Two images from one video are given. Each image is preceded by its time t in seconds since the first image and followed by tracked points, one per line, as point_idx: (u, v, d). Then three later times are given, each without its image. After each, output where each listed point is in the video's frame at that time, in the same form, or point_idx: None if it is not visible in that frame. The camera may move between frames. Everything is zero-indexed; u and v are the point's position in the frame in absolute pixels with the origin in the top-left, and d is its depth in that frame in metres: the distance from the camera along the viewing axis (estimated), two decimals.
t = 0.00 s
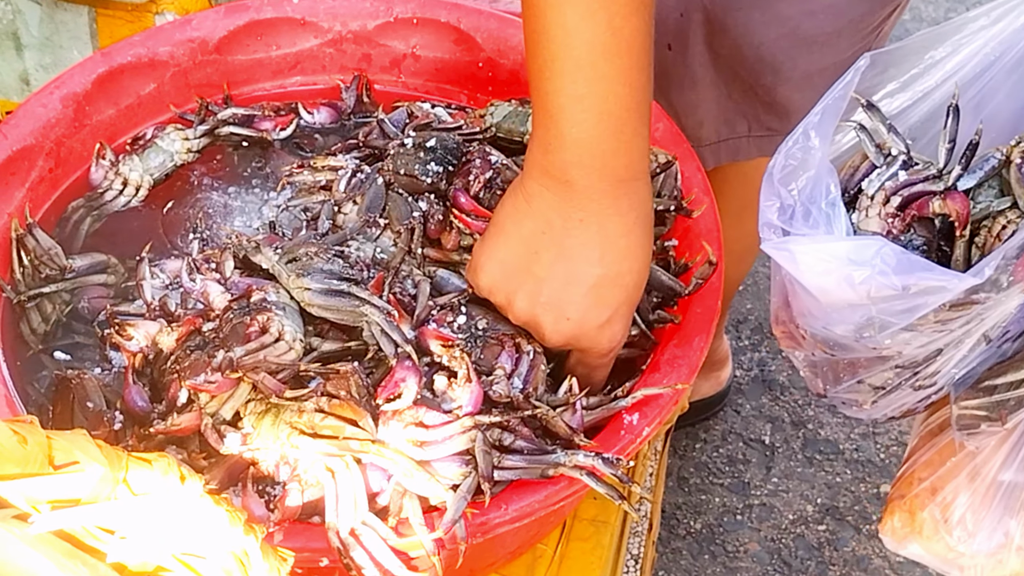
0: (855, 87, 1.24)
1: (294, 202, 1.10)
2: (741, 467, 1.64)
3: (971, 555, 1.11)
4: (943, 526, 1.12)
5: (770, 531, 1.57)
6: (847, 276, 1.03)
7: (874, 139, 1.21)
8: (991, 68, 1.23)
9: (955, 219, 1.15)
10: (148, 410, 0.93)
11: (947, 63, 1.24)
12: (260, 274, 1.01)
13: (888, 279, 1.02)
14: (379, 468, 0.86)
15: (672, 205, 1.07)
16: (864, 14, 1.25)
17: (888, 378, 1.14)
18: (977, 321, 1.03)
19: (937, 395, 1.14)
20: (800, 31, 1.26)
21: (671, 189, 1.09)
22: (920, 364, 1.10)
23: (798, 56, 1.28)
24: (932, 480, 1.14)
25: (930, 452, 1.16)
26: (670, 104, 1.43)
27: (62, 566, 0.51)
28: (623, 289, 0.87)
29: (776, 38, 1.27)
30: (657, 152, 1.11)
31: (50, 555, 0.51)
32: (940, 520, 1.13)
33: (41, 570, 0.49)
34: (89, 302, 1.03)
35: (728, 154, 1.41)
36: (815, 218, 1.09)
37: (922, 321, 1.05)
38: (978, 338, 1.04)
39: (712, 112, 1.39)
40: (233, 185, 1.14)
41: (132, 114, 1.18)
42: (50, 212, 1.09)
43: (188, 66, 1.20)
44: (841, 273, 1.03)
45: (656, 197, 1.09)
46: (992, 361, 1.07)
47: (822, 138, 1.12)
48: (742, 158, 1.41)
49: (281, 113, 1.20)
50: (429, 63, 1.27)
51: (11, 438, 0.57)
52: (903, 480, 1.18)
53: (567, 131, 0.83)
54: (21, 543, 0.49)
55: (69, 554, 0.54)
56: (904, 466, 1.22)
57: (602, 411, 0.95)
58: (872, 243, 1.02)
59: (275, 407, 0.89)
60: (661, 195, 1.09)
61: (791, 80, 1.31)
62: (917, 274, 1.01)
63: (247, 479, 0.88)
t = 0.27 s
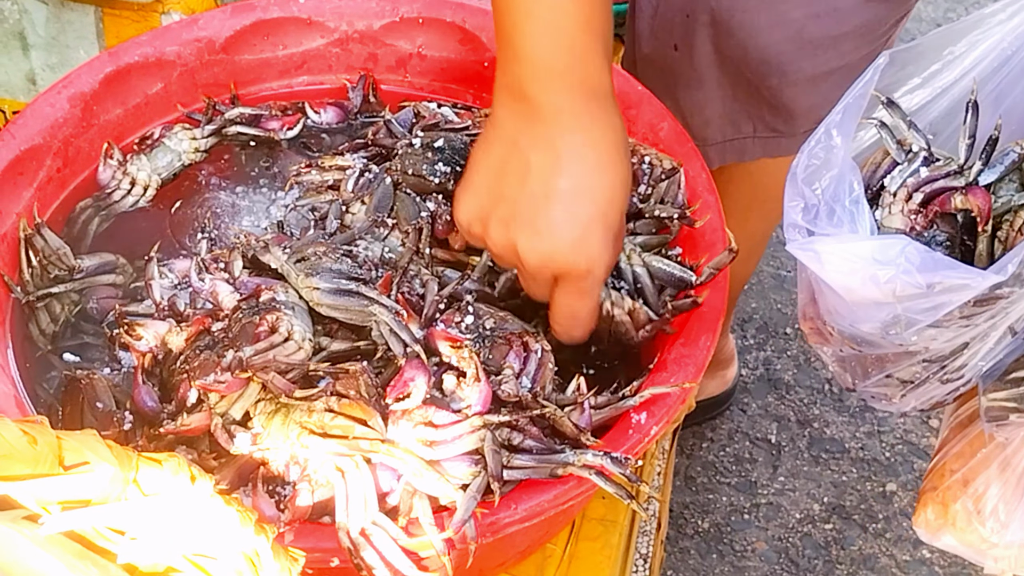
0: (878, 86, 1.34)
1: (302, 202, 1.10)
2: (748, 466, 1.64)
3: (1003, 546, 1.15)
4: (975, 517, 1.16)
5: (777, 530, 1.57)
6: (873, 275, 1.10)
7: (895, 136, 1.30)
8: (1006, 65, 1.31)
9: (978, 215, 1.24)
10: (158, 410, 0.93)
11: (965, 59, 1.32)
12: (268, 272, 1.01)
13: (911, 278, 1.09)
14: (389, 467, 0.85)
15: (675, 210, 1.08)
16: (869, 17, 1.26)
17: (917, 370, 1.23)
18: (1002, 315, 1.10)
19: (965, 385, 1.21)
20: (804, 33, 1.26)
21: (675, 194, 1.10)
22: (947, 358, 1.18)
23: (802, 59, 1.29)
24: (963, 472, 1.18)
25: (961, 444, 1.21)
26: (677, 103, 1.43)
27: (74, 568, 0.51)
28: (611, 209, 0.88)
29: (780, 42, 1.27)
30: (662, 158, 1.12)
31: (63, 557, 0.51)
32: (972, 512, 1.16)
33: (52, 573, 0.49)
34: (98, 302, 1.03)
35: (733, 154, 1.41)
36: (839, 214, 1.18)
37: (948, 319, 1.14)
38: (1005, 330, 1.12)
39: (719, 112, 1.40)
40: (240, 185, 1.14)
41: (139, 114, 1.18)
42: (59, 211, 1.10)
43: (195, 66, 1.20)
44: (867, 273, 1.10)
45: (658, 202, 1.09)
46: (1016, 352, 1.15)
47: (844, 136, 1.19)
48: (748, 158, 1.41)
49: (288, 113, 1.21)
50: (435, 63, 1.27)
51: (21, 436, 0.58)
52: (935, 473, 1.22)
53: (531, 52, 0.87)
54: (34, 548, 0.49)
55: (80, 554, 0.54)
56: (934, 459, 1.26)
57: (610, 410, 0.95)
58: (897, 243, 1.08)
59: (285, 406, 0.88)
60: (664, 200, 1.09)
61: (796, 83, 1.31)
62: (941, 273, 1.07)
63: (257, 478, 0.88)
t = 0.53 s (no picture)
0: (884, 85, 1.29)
1: (308, 201, 1.10)
2: (754, 465, 1.65)
3: (1008, 547, 1.07)
4: (981, 519, 1.08)
5: (784, 529, 1.58)
6: (875, 274, 1.09)
7: (903, 135, 1.24)
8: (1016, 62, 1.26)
9: (983, 214, 1.20)
10: (166, 410, 0.93)
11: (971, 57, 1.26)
12: (276, 271, 1.01)
13: (914, 277, 1.07)
14: (397, 466, 0.85)
15: (680, 211, 1.08)
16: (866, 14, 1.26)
17: (924, 374, 1.20)
18: (1007, 314, 1.09)
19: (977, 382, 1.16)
20: (801, 26, 1.26)
21: (679, 194, 1.10)
22: (953, 359, 1.15)
23: (799, 52, 1.29)
24: (972, 474, 1.11)
25: (970, 446, 1.15)
26: (674, 89, 1.41)
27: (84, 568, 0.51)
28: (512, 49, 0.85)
29: (777, 33, 1.27)
30: (667, 157, 1.12)
31: (72, 558, 0.51)
32: (978, 514, 1.09)
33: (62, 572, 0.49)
34: (105, 302, 1.03)
35: (731, 145, 1.41)
36: (848, 212, 1.14)
37: (952, 317, 1.11)
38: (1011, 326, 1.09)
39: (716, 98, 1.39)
40: (247, 184, 1.14)
41: (145, 112, 1.18)
42: (65, 211, 1.10)
43: (201, 65, 1.20)
44: (869, 272, 1.09)
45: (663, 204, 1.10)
46: None
47: (851, 136, 1.16)
48: (745, 151, 1.40)
49: (294, 111, 1.21)
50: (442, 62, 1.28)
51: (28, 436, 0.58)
52: (945, 475, 1.16)
53: None
54: (42, 546, 0.50)
55: (90, 553, 0.54)
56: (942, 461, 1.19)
57: (617, 408, 0.95)
58: (899, 241, 1.06)
59: (293, 405, 0.89)
60: (669, 201, 1.10)
61: (792, 75, 1.31)
62: (943, 271, 1.06)
63: (266, 477, 0.88)
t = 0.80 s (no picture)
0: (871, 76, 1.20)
1: (314, 199, 1.10)
2: (760, 464, 1.64)
3: (994, 549, 1.00)
4: (965, 518, 1.02)
5: (790, 527, 1.57)
6: (850, 262, 1.01)
7: (891, 129, 1.15)
8: (1006, 61, 1.17)
9: (966, 210, 1.11)
10: (172, 408, 0.93)
11: (963, 55, 1.18)
12: (282, 269, 1.01)
13: (890, 267, 0.99)
14: (403, 463, 0.85)
15: (685, 209, 1.08)
16: (870, 7, 1.26)
17: (907, 367, 1.10)
18: (989, 310, 0.99)
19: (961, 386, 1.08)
20: (804, 15, 1.26)
21: (685, 192, 1.10)
22: (937, 354, 1.06)
23: (801, 43, 1.29)
24: (957, 473, 1.04)
25: (957, 446, 1.07)
26: (680, 77, 1.40)
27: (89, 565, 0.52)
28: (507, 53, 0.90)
29: (780, 21, 1.27)
30: (672, 155, 1.11)
31: (75, 553, 0.51)
32: (963, 512, 1.02)
33: (65, 572, 0.49)
34: (110, 299, 1.03)
35: (737, 137, 1.41)
36: (829, 206, 1.05)
37: (931, 309, 1.02)
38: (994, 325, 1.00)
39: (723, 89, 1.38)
40: (252, 182, 1.14)
41: (149, 110, 1.18)
42: (69, 209, 1.10)
43: (206, 63, 1.21)
44: (844, 261, 1.01)
45: (669, 202, 1.10)
46: (1012, 353, 1.04)
47: (839, 128, 1.08)
48: (751, 143, 1.41)
49: (299, 109, 1.21)
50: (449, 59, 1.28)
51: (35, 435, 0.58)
52: (930, 472, 1.08)
53: None
54: (45, 545, 0.50)
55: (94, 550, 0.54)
56: (933, 459, 1.12)
57: (622, 406, 0.95)
58: (876, 229, 0.99)
59: (298, 402, 0.88)
60: (674, 199, 1.09)
61: (796, 67, 1.32)
62: (920, 262, 0.98)
63: (271, 475, 0.87)
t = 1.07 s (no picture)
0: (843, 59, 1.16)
1: (318, 197, 1.10)
2: (764, 462, 1.64)
3: (951, 538, 1.03)
4: (923, 507, 1.04)
5: (794, 525, 1.57)
6: (809, 240, 0.99)
7: (861, 113, 1.13)
8: (980, 47, 1.16)
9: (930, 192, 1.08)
10: (177, 404, 0.93)
11: (935, 40, 1.16)
12: (286, 266, 1.01)
13: (849, 245, 0.98)
14: (408, 460, 0.84)
15: (690, 206, 1.07)
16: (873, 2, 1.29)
17: (866, 351, 1.07)
18: (950, 296, 0.97)
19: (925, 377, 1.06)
20: (806, 10, 1.29)
21: (690, 189, 1.10)
22: (898, 340, 1.03)
23: (805, 39, 1.31)
24: (917, 462, 1.06)
25: (920, 434, 1.08)
26: (684, 74, 1.39)
27: (97, 560, 0.52)
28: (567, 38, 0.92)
29: (783, 16, 1.29)
30: (678, 153, 1.11)
31: (82, 547, 0.51)
32: (921, 501, 1.05)
33: (71, 568, 0.49)
34: (114, 296, 1.03)
35: (741, 132, 1.41)
36: (794, 185, 1.04)
37: (891, 292, 0.99)
38: (955, 312, 0.98)
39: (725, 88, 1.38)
40: (256, 180, 1.14)
41: (154, 107, 1.19)
42: (74, 206, 1.10)
43: (210, 60, 1.20)
44: (803, 239, 0.99)
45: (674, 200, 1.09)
46: (975, 344, 1.02)
47: (807, 108, 1.07)
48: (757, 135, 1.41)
49: (304, 107, 1.21)
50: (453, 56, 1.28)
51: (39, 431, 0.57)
52: (894, 461, 1.11)
53: None
54: (51, 540, 0.50)
55: (100, 548, 0.54)
56: (898, 446, 1.14)
57: (628, 403, 0.95)
58: (837, 207, 0.97)
59: (304, 399, 0.87)
60: (680, 197, 1.09)
61: (800, 61, 1.33)
62: (878, 241, 0.97)
63: (276, 472, 0.88)
